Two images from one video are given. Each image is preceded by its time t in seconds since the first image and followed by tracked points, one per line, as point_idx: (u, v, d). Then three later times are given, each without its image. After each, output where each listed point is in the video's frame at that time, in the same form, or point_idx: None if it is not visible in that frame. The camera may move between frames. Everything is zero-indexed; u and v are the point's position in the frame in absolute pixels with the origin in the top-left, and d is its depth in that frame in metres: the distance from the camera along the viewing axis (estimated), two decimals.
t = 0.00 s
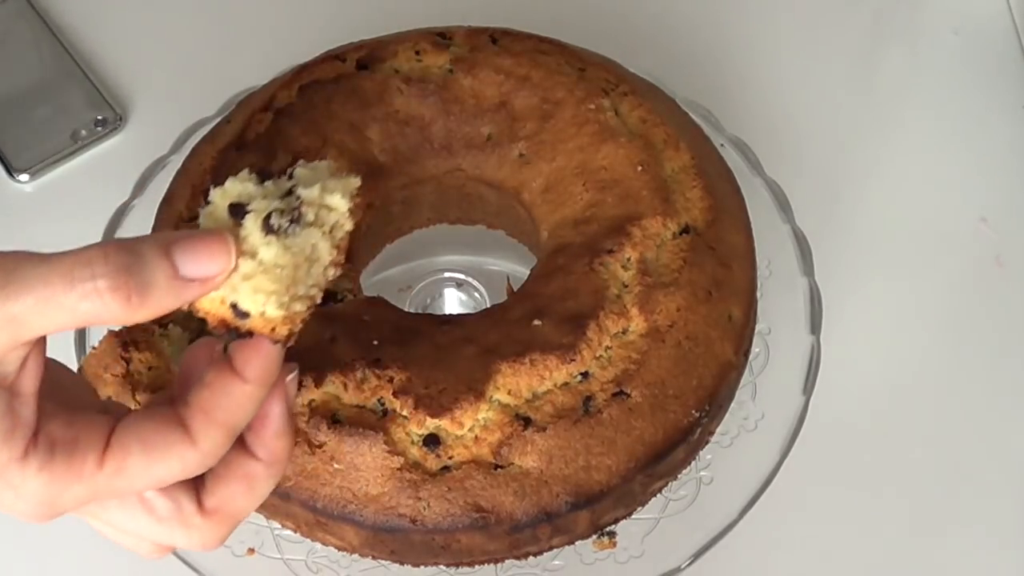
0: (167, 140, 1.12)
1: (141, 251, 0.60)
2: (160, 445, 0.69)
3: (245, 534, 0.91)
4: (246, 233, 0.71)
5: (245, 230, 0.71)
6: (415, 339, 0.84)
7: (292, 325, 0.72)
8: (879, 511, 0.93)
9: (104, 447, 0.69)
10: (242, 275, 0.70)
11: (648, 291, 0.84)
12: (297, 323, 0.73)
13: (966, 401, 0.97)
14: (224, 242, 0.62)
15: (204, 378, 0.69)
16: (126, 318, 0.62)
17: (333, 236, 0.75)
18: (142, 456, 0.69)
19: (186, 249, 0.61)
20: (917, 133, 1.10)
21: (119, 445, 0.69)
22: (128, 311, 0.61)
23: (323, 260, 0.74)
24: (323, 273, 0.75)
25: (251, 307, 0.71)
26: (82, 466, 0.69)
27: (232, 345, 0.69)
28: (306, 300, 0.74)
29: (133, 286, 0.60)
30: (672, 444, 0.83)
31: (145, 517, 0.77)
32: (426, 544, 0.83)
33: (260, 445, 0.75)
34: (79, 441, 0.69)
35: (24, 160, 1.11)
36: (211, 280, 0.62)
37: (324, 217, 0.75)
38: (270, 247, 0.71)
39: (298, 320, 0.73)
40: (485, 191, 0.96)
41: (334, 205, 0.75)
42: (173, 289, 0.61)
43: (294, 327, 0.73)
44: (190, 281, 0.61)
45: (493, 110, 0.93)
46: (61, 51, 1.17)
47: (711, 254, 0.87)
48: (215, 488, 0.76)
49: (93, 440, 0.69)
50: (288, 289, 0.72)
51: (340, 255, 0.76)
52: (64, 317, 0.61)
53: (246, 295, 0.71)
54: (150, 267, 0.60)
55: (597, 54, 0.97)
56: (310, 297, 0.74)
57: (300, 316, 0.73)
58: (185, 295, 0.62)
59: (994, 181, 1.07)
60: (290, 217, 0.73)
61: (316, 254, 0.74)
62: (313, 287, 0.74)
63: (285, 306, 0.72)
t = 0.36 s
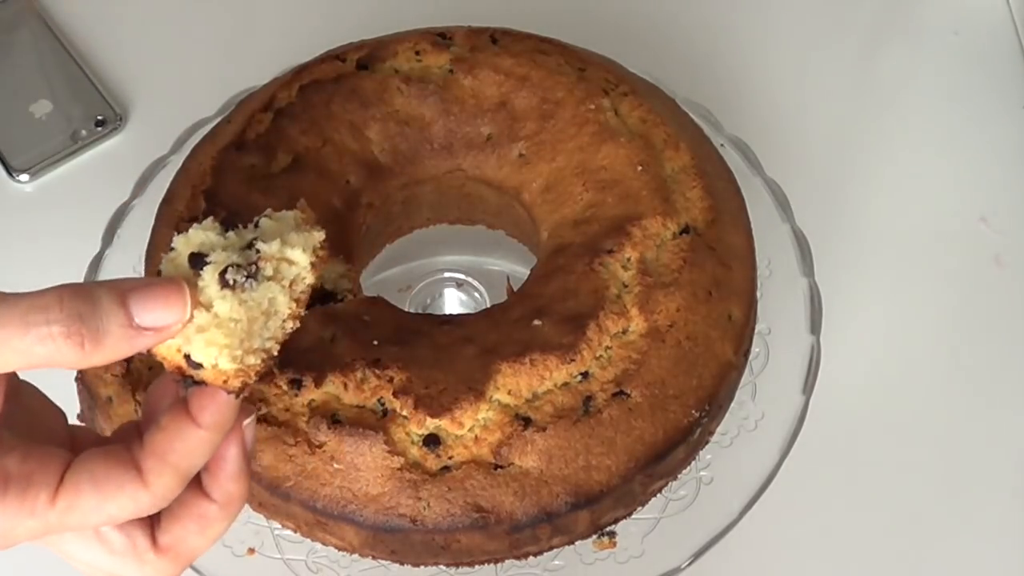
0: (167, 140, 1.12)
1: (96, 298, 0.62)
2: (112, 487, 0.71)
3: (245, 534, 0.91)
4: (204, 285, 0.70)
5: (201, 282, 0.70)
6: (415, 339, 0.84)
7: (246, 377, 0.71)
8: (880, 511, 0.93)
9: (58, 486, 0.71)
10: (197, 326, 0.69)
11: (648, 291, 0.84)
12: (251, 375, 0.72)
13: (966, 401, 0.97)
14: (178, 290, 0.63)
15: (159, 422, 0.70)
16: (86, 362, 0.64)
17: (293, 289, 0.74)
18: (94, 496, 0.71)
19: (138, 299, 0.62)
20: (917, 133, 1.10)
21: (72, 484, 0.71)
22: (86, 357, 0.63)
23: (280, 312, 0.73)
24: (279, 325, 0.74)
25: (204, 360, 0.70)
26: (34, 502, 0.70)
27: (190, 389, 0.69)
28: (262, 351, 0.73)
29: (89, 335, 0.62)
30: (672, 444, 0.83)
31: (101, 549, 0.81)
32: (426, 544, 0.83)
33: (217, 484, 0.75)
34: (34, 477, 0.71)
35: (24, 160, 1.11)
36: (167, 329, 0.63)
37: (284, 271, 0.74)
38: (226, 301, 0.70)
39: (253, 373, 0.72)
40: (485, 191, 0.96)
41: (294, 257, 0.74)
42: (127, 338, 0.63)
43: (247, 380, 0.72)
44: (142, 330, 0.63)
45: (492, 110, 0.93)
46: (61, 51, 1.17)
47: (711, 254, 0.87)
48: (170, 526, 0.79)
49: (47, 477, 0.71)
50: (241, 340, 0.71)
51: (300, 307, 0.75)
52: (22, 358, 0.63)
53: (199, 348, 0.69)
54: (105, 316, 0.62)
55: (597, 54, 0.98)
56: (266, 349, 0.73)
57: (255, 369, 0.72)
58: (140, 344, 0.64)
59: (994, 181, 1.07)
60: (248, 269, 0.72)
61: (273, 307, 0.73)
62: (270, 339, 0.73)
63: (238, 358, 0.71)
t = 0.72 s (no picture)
0: (167, 141, 1.12)
1: (90, 224, 0.61)
2: (110, 419, 0.71)
3: (245, 533, 0.91)
4: (205, 209, 0.71)
5: (200, 206, 0.71)
6: (415, 338, 0.84)
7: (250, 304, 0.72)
8: (880, 511, 0.93)
9: (55, 420, 0.71)
10: (197, 252, 0.70)
11: (648, 291, 0.84)
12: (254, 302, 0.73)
13: (966, 401, 0.97)
14: (174, 213, 0.63)
15: (158, 353, 0.70)
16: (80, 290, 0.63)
17: (295, 213, 0.75)
18: (91, 430, 0.71)
19: (135, 224, 0.61)
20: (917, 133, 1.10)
21: (69, 417, 0.71)
22: (82, 285, 0.62)
23: (284, 237, 0.74)
24: (283, 250, 0.74)
25: (204, 287, 0.71)
26: (31, 437, 0.70)
27: (189, 320, 0.70)
28: (265, 276, 0.74)
29: (85, 261, 0.61)
30: (672, 444, 0.83)
31: (99, 486, 0.81)
32: (426, 545, 0.83)
33: (217, 418, 0.75)
34: (29, 412, 0.71)
35: (23, 159, 1.11)
36: (164, 253, 0.63)
37: (286, 195, 0.74)
38: (228, 225, 0.71)
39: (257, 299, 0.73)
40: (485, 191, 0.96)
41: (296, 182, 0.75)
42: (124, 266, 0.62)
43: (251, 306, 0.72)
44: (140, 258, 0.62)
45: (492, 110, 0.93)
46: (60, 51, 1.16)
47: (711, 254, 0.87)
48: (171, 460, 0.79)
49: (43, 409, 0.71)
50: (246, 267, 0.72)
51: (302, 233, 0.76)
52: (15, 287, 0.62)
53: (199, 275, 0.70)
54: (101, 243, 0.61)
55: (597, 53, 0.98)
56: (269, 275, 0.74)
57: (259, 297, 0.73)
58: (136, 270, 0.63)
59: (994, 181, 1.07)
60: (250, 193, 0.72)
61: (275, 231, 0.74)
62: (273, 265, 0.74)
63: (242, 285, 0.71)
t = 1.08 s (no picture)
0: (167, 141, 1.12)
1: (87, 201, 0.61)
2: (110, 402, 0.71)
3: (244, 533, 0.91)
4: (202, 185, 0.71)
5: (197, 181, 0.71)
6: (415, 338, 0.84)
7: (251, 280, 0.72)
8: (880, 510, 0.93)
9: (53, 404, 0.71)
10: (195, 230, 0.70)
11: (648, 291, 0.84)
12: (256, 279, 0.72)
13: (967, 401, 0.97)
14: (171, 190, 0.63)
15: (158, 334, 0.70)
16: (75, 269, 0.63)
17: (296, 187, 0.74)
18: (89, 414, 0.71)
19: (130, 202, 0.61)
20: (917, 133, 1.10)
21: (68, 401, 0.71)
22: (77, 263, 0.62)
23: (284, 212, 0.74)
24: (283, 225, 0.74)
25: (202, 264, 0.70)
26: (28, 420, 0.70)
27: (190, 302, 0.70)
28: (267, 253, 0.73)
29: (80, 238, 0.61)
30: (672, 444, 0.83)
31: (100, 472, 0.81)
32: (426, 545, 0.83)
33: (219, 402, 0.76)
34: (26, 396, 0.71)
35: (24, 159, 1.11)
36: (159, 231, 0.63)
37: (286, 168, 0.74)
38: (225, 200, 0.71)
39: (259, 275, 0.72)
40: (485, 191, 0.96)
41: (296, 156, 0.75)
42: (119, 244, 0.62)
43: (252, 283, 0.72)
44: (135, 236, 0.62)
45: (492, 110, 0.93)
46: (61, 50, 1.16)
47: (711, 254, 0.87)
48: (172, 445, 0.79)
49: (41, 393, 0.71)
50: (245, 244, 0.71)
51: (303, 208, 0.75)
52: (11, 264, 0.62)
53: (197, 253, 0.70)
54: (97, 220, 0.61)
55: (597, 53, 0.98)
56: (271, 251, 0.73)
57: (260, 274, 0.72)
58: (131, 248, 0.63)
59: (994, 181, 1.07)
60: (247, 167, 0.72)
61: (275, 206, 0.73)
62: (274, 241, 0.73)
63: (242, 262, 0.71)
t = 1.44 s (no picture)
0: (167, 141, 1.12)
1: (67, 233, 0.61)
2: (91, 430, 0.71)
3: (245, 533, 0.91)
4: (183, 220, 0.70)
5: (179, 216, 0.70)
6: (414, 338, 0.84)
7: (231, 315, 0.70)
8: (879, 510, 0.93)
9: (33, 430, 0.72)
10: (175, 263, 0.69)
11: (648, 291, 0.84)
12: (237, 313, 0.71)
13: (966, 401, 0.97)
14: (151, 224, 0.63)
15: (141, 363, 0.70)
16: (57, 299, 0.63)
17: (279, 221, 0.73)
18: (69, 442, 0.71)
19: (111, 235, 0.61)
20: (916, 133, 1.10)
21: (48, 428, 0.71)
22: (57, 293, 0.62)
23: (267, 246, 0.72)
24: (266, 260, 0.73)
25: (182, 299, 0.69)
26: (9, 447, 0.71)
27: (174, 332, 0.70)
28: (248, 287, 0.72)
29: (60, 270, 0.61)
30: (672, 444, 0.83)
31: (83, 495, 0.81)
32: (426, 545, 0.83)
33: (202, 431, 0.76)
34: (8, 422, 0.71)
35: (23, 160, 1.11)
36: (140, 263, 0.63)
37: (269, 203, 0.73)
38: (206, 236, 0.69)
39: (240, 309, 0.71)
40: (485, 191, 0.96)
41: (281, 189, 0.73)
42: (100, 276, 0.62)
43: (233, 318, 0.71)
44: (117, 269, 0.62)
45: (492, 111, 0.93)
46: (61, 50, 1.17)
47: (711, 254, 0.87)
48: (155, 472, 0.79)
49: (22, 419, 0.72)
50: (226, 278, 0.70)
51: (288, 240, 0.74)
52: None
53: (177, 287, 0.69)
54: (77, 253, 0.61)
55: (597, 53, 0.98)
56: (253, 285, 0.72)
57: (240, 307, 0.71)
58: (113, 280, 0.63)
59: (994, 181, 1.07)
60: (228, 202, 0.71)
61: (258, 241, 0.72)
62: (256, 275, 0.72)
63: (222, 296, 0.70)
